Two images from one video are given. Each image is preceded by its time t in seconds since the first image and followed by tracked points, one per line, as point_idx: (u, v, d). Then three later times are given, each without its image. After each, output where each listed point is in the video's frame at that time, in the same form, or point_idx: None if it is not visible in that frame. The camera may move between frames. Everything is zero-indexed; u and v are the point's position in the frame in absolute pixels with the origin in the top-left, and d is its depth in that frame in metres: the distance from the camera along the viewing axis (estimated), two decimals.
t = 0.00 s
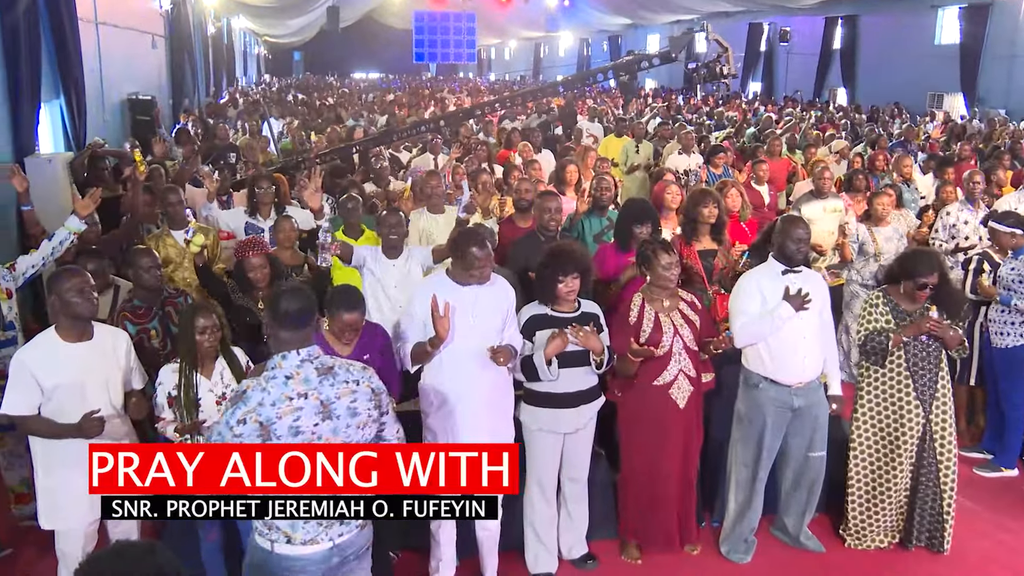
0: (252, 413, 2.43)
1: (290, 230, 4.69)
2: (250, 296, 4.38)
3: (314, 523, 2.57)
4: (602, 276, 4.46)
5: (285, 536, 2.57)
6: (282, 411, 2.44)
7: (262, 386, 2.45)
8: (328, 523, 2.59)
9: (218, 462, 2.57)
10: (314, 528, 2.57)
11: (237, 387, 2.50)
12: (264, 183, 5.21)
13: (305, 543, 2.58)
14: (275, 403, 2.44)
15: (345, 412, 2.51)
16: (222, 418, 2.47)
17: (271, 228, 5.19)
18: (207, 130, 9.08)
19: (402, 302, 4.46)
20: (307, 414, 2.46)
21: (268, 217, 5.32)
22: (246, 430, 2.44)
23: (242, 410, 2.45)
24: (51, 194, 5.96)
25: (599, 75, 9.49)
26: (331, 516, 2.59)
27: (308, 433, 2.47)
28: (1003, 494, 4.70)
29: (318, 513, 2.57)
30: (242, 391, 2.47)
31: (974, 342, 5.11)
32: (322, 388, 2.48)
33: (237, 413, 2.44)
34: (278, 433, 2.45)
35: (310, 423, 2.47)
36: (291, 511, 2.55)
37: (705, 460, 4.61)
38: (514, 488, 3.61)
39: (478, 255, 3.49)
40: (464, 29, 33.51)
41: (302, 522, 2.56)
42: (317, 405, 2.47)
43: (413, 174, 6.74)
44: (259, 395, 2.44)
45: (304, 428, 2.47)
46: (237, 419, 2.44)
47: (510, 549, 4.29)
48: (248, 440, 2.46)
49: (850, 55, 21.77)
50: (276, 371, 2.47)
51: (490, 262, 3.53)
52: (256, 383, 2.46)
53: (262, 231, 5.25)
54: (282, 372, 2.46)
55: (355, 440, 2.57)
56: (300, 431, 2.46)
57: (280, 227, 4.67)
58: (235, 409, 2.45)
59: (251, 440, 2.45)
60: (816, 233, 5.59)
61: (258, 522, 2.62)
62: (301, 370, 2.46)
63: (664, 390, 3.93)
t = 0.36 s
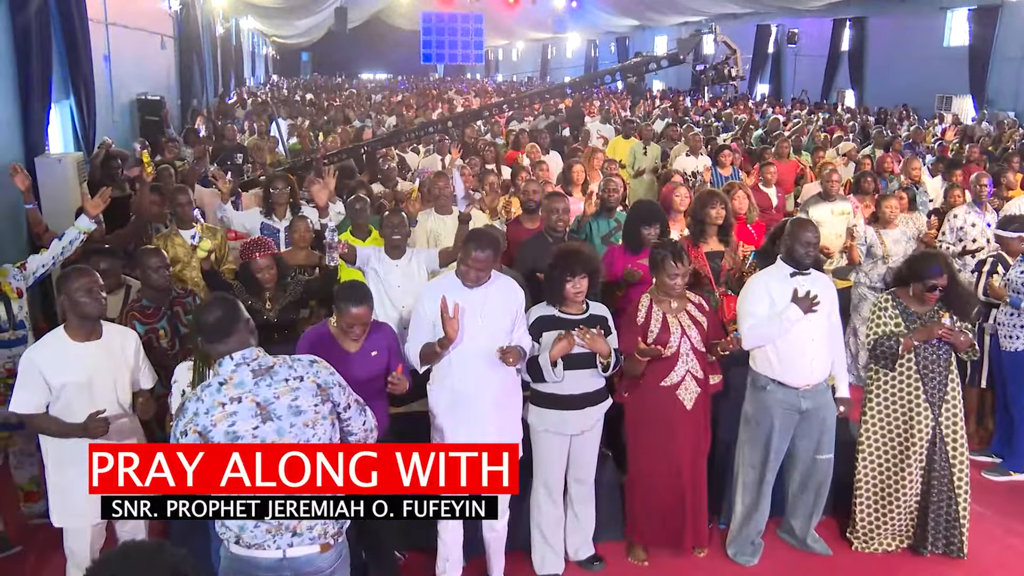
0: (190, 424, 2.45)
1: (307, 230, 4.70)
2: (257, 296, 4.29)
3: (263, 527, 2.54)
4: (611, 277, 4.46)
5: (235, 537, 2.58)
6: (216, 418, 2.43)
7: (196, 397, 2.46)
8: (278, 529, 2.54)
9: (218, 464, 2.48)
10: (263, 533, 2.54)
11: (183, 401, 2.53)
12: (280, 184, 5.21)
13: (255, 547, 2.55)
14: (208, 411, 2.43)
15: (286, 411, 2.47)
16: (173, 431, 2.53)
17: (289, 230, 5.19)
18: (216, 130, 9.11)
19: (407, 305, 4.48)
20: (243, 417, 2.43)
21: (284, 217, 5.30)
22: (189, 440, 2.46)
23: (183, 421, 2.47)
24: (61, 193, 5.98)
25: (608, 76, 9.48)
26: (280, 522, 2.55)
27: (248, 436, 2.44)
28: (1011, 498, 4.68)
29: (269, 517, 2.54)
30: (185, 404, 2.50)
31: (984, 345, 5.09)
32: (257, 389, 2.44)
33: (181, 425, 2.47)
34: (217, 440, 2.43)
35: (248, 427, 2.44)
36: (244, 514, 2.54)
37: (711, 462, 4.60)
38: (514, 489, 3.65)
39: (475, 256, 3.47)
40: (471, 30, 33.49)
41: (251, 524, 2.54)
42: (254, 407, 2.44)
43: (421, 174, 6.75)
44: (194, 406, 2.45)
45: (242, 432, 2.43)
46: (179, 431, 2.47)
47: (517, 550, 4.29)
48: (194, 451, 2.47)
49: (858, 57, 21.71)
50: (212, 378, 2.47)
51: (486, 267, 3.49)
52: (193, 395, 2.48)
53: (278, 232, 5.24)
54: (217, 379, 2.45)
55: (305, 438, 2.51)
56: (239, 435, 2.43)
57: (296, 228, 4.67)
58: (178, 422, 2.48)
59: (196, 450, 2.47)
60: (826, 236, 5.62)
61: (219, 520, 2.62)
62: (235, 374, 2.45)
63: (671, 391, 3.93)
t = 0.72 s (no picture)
0: (186, 418, 2.43)
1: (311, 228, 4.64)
2: (271, 292, 4.32)
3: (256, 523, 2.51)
4: (613, 276, 4.45)
5: (228, 532, 2.54)
6: (211, 413, 2.42)
7: (193, 392, 2.45)
8: (270, 525, 2.52)
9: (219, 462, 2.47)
10: (255, 528, 2.51)
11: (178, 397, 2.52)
12: (281, 181, 5.21)
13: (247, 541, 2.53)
14: (204, 406, 2.42)
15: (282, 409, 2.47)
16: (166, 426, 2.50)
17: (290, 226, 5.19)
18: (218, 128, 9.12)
19: (406, 305, 4.48)
20: (239, 414, 2.43)
21: (285, 215, 5.29)
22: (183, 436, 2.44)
23: (179, 417, 2.46)
24: (64, 190, 5.98)
25: (611, 75, 9.49)
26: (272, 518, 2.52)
27: (243, 433, 2.43)
28: (1013, 498, 4.67)
29: (261, 514, 2.51)
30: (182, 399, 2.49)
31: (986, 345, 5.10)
32: (255, 386, 2.45)
33: (176, 420, 2.45)
34: (212, 435, 2.42)
35: (243, 423, 2.43)
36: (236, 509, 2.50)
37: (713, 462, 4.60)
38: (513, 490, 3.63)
39: (484, 255, 3.48)
40: (475, 28, 33.49)
41: (245, 521, 2.51)
42: (250, 403, 2.44)
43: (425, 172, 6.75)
44: (189, 401, 2.44)
45: (238, 429, 2.43)
46: (175, 425, 2.44)
47: (518, 549, 4.29)
48: (188, 447, 2.45)
49: (861, 56, 21.69)
50: (210, 373, 2.46)
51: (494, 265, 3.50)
52: (189, 390, 2.47)
53: (279, 229, 5.25)
54: (215, 374, 2.45)
55: (299, 437, 2.52)
56: (235, 432, 2.43)
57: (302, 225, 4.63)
58: (174, 417, 2.46)
59: (190, 446, 2.44)
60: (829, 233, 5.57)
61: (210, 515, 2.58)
62: (233, 370, 2.45)
63: (672, 389, 3.94)
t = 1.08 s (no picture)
0: (181, 418, 2.39)
1: (288, 228, 4.94)
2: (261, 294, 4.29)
3: (241, 526, 2.50)
4: (592, 276, 4.45)
5: (212, 534, 2.53)
6: (209, 416, 2.39)
7: (190, 392, 2.41)
8: (256, 527, 2.51)
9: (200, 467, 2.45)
10: (241, 531, 2.51)
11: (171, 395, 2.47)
12: (248, 183, 5.19)
13: (231, 544, 2.52)
14: (202, 408, 2.39)
15: (277, 418, 2.45)
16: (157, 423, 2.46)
17: (259, 228, 5.20)
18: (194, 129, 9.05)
19: (384, 305, 4.46)
20: (236, 418, 2.41)
21: (253, 216, 5.28)
22: (176, 435, 2.40)
23: (172, 417, 2.42)
24: (37, 191, 5.91)
25: (587, 76, 9.51)
26: (258, 521, 2.51)
27: (238, 438, 2.41)
28: (988, 495, 4.74)
29: (247, 515, 2.50)
30: (175, 398, 2.45)
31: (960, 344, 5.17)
32: (253, 392, 2.43)
33: (170, 419, 2.41)
34: (207, 438, 2.40)
35: (239, 428, 2.41)
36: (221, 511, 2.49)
37: (691, 461, 4.62)
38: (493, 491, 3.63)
39: (462, 254, 3.48)
40: (454, 29, 33.45)
41: (230, 523, 2.50)
42: (248, 409, 2.42)
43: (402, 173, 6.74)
44: (186, 401, 2.40)
45: (233, 433, 2.41)
46: (168, 425, 2.41)
47: (497, 549, 4.29)
48: (179, 447, 2.42)
49: (837, 57, 21.86)
50: (208, 375, 2.44)
51: (471, 263, 3.52)
52: (185, 390, 2.43)
53: (247, 230, 5.24)
54: (213, 376, 2.42)
55: (291, 446, 2.50)
56: (229, 436, 2.41)
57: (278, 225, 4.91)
58: (167, 415, 2.42)
59: (182, 446, 2.41)
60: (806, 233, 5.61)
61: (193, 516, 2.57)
62: (233, 374, 2.42)
63: (649, 390, 3.94)
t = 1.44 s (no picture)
0: (178, 418, 2.36)
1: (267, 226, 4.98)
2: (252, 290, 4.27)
3: (236, 525, 2.48)
4: (579, 274, 4.44)
5: (205, 535, 2.50)
6: (206, 415, 2.36)
7: (186, 391, 2.38)
8: (250, 525, 2.50)
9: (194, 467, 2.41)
10: (235, 531, 2.48)
11: (163, 395, 2.43)
12: (226, 180, 5.16)
13: (225, 544, 2.49)
14: (199, 407, 2.37)
15: (274, 414, 2.44)
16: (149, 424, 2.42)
17: (235, 226, 5.19)
18: (181, 126, 8.98)
19: (369, 303, 4.44)
20: (233, 416, 2.39)
21: (229, 214, 5.24)
22: (172, 435, 2.37)
23: (167, 417, 2.38)
24: (22, 187, 5.85)
25: (574, 74, 9.50)
26: (252, 520, 2.50)
27: (235, 435, 2.39)
28: (973, 493, 4.76)
29: (242, 515, 2.48)
30: (168, 398, 2.41)
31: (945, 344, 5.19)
32: (250, 390, 2.41)
33: (164, 420, 2.37)
34: (204, 437, 2.37)
35: (237, 426, 2.39)
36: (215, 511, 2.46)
37: (678, 460, 4.62)
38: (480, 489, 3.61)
39: (450, 251, 3.46)
40: (442, 28, 33.38)
41: (224, 522, 2.48)
42: (246, 407, 2.40)
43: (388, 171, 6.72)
44: (182, 400, 2.37)
45: (231, 431, 2.39)
46: (163, 425, 2.37)
47: (483, 547, 4.28)
48: (174, 447, 2.39)
49: (824, 58, 21.94)
50: (203, 373, 2.41)
51: (459, 261, 3.50)
52: (179, 389, 2.39)
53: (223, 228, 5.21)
54: (209, 374, 2.39)
55: (286, 443, 2.49)
56: (227, 434, 2.39)
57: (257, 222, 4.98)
58: (162, 415, 2.38)
59: (178, 446, 2.38)
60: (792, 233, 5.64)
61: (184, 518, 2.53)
62: (228, 371, 2.40)
63: (636, 389, 3.94)
